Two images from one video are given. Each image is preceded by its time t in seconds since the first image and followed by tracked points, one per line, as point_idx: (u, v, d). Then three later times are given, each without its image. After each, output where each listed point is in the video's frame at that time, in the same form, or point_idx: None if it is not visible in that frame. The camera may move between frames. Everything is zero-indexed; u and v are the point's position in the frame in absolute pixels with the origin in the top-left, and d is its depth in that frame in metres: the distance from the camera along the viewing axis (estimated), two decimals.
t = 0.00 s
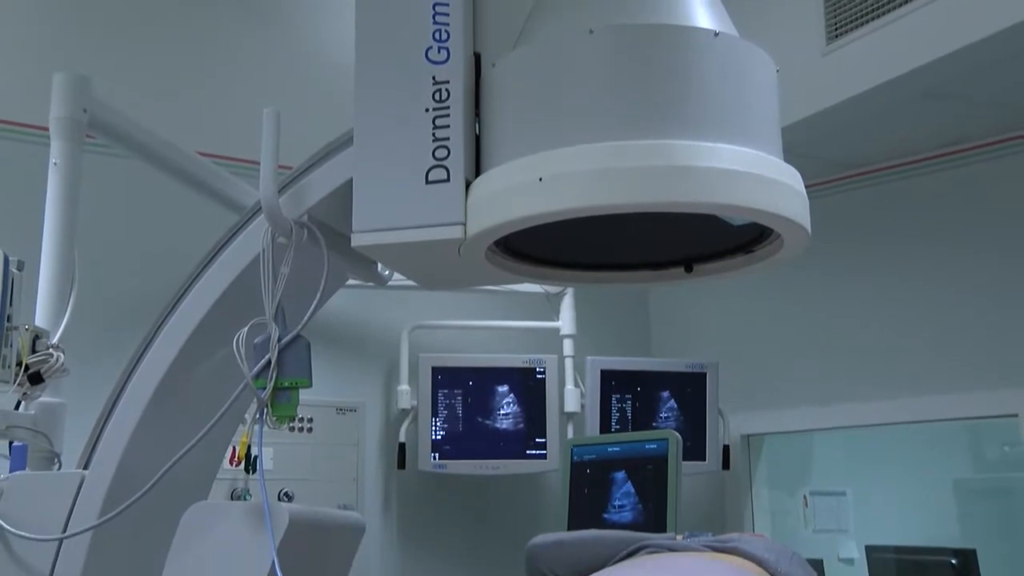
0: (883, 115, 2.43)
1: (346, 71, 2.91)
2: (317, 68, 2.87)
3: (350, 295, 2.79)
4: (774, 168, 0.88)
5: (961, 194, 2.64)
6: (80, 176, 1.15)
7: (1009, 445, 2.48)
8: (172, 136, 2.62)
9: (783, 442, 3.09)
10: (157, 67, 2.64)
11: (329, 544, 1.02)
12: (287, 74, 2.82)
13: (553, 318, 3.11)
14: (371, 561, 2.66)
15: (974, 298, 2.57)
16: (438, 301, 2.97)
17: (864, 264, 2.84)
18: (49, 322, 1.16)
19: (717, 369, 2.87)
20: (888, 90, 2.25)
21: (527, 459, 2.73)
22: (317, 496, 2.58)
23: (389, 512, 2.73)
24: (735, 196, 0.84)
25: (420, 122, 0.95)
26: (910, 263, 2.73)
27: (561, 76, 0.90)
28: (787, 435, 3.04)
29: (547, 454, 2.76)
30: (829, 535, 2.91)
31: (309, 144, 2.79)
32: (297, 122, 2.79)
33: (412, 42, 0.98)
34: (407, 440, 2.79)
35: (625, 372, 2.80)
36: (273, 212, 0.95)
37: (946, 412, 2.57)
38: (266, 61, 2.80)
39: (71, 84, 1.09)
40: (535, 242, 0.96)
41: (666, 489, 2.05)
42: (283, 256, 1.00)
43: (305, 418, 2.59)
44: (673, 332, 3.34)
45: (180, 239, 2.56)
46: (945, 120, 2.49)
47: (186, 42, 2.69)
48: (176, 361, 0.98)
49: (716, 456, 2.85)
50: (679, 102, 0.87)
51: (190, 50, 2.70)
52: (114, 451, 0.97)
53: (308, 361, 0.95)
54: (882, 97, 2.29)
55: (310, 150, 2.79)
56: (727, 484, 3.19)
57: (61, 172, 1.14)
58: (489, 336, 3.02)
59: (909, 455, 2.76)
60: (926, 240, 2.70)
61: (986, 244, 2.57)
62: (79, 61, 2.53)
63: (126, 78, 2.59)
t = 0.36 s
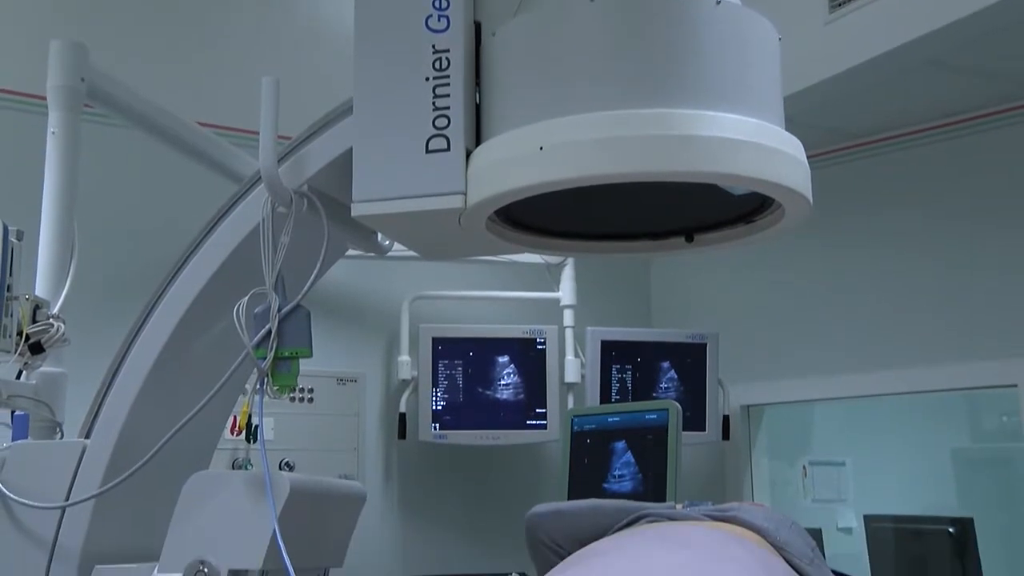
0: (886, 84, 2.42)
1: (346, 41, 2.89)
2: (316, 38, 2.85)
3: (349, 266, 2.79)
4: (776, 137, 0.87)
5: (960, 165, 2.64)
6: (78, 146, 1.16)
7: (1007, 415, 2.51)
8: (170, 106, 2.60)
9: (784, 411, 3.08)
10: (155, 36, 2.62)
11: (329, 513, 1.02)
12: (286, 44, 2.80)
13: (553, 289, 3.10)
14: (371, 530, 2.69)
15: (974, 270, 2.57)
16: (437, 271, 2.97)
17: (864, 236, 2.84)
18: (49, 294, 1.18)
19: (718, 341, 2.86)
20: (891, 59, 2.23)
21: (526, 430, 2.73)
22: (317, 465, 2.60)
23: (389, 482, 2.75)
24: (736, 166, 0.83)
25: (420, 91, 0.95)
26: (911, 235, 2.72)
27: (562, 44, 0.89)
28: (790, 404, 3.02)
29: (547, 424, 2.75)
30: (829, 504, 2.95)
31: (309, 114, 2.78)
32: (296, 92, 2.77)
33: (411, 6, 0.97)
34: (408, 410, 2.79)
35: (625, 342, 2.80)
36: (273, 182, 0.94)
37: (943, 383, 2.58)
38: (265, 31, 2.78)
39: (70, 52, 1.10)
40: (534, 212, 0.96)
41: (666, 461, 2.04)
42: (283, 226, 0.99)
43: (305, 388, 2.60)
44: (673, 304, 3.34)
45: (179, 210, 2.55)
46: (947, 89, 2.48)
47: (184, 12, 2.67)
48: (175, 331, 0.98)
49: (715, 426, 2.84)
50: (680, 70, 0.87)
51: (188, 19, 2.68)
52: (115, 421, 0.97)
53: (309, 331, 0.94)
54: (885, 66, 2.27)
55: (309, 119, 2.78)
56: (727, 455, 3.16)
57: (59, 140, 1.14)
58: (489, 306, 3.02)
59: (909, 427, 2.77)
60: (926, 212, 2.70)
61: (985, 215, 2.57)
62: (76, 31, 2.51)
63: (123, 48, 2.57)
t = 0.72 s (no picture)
0: (890, 53, 2.40)
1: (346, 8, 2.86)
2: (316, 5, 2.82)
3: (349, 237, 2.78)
4: (779, 108, 0.87)
5: (961, 135, 2.64)
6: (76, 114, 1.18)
7: (1007, 385, 2.58)
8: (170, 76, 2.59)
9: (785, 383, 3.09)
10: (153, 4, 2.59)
11: (330, 484, 1.02)
12: (286, 11, 2.78)
13: (554, 260, 3.10)
14: (372, 499, 2.71)
15: (975, 240, 2.57)
16: (438, 241, 2.96)
17: (866, 208, 2.83)
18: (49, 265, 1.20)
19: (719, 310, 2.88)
20: (896, 28, 2.21)
21: (528, 400, 2.74)
22: (317, 436, 2.60)
23: (390, 453, 2.76)
24: (738, 136, 0.83)
25: (420, 60, 0.94)
26: (912, 206, 2.72)
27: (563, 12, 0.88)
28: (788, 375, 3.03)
29: (547, 394, 2.76)
30: (829, 474, 3.03)
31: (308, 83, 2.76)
32: (296, 60, 2.75)
33: None
34: (410, 381, 2.80)
35: (625, 313, 2.79)
36: (273, 152, 0.94)
37: (943, 353, 2.59)
38: None
39: (69, 22, 1.10)
40: (535, 182, 0.96)
41: (666, 432, 1.98)
42: (283, 195, 0.99)
43: (306, 358, 2.60)
44: (673, 276, 3.34)
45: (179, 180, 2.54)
46: (952, 58, 2.46)
47: None
48: (176, 302, 0.98)
49: (716, 397, 2.86)
50: (683, 39, 0.86)
51: None
52: (116, 391, 0.97)
53: (310, 301, 0.94)
54: (889, 35, 2.25)
55: (308, 88, 2.77)
56: (727, 425, 3.14)
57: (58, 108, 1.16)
58: (490, 276, 3.01)
59: (908, 400, 2.97)
60: (928, 183, 2.69)
61: (986, 186, 2.57)
62: None
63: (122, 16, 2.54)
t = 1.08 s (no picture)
0: (893, 21, 2.38)
1: None
2: None
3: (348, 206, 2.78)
4: (781, 76, 0.86)
5: (962, 106, 2.63)
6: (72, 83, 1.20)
7: (1006, 354, 2.56)
8: (168, 44, 2.58)
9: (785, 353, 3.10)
10: None
11: (330, 452, 1.03)
12: None
13: (554, 230, 3.09)
14: (373, 468, 2.72)
15: (976, 211, 2.57)
16: (437, 210, 2.95)
17: (867, 179, 2.82)
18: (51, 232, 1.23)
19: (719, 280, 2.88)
20: None
21: (528, 370, 2.75)
22: (318, 405, 2.61)
23: (391, 423, 2.77)
24: (739, 105, 0.82)
25: (420, 28, 0.94)
26: (912, 178, 2.71)
27: None
28: (788, 346, 3.04)
29: (548, 364, 2.77)
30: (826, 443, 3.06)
31: (307, 50, 2.74)
32: (295, 28, 2.74)
33: None
34: (410, 351, 2.80)
35: (624, 283, 2.79)
36: (273, 120, 0.93)
37: (942, 324, 2.59)
38: None
39: None
40: (536, 151, 0.95)
41: (666, 400, 1.98)
42: (283, 165, 0.99)
43: (306, 327, 2.60)
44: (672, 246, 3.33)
45: (178, 149, 2.54)
46: (955, 27, 2.44)
47: None
48: (176, 271, 0.98)
49: (716, 366, 2.86)
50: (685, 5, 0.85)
51: None
52: (115, 360, 0.98)
53: (310, 270, 0.94)
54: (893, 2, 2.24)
55: (307, 56, 2.75)
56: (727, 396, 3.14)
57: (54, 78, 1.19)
58: (490, 246, 3.01)
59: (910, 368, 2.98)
60: (930, 154, 2.69)
61: (987, 157, 2.57)
62: None
63: None
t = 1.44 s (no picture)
0: None
1: None
2: None
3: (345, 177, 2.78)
4: (785, 44, 0.85)
5: (964, 76, 2.62)
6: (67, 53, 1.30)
7: (1006, 326, 2.57)
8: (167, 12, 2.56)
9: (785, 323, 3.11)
10: None
11: (331, 422, 1.03)
12: None
13: (555, 200, 3.08)
14: (374, 438, 2.74)
15: (976, 184, 2.58)
16: (436, 180, 2.95)
17: (870, 150, 2.81)
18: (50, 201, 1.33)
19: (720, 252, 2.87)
20: None
21: (529, 340, 2.75)
22: (318, 375, 2.62)
23: (392, 395, 2.78)
24: (742, 74, 0.82)
25: None
26: (914, 149, 2.71)
27: None
28: (788, 317, 3.04)
29: (549, 335, 2.77)
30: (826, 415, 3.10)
31: (307, 18, 2.72)
32: None
33: None
34: (411, 321, 2.80)
35: (624, 254, 2.78)
36: (272, 90, 0.93)
37: (942, 296, 2.60)
38: None
39: None
40: (537, 121, 0.95)
41: (666, 370, 2.00)
42: (283, 134, 0.98)
43: (306, 299, 2.61)
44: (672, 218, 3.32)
45: (178, 118, 2.53)
46: None
47: None
48: (177, 239, 0.98)
49: (716, 338, 2.86)
50: None
51: None
52: (116, 330, 0.98)
53: (310, 240, 0.94)
54: None
55: (307, 25, 2.74)
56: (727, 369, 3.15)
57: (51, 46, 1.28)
58: (490, 216, 3.00)
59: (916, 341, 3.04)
60: (932, 125, 2.68)
61: (989, 127, 2.57)
62: None
63: None
